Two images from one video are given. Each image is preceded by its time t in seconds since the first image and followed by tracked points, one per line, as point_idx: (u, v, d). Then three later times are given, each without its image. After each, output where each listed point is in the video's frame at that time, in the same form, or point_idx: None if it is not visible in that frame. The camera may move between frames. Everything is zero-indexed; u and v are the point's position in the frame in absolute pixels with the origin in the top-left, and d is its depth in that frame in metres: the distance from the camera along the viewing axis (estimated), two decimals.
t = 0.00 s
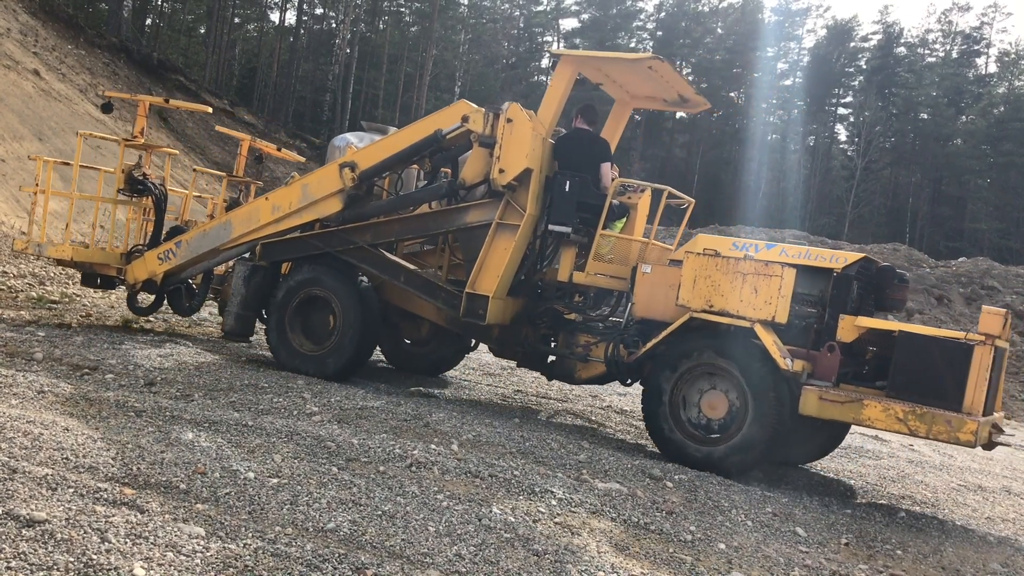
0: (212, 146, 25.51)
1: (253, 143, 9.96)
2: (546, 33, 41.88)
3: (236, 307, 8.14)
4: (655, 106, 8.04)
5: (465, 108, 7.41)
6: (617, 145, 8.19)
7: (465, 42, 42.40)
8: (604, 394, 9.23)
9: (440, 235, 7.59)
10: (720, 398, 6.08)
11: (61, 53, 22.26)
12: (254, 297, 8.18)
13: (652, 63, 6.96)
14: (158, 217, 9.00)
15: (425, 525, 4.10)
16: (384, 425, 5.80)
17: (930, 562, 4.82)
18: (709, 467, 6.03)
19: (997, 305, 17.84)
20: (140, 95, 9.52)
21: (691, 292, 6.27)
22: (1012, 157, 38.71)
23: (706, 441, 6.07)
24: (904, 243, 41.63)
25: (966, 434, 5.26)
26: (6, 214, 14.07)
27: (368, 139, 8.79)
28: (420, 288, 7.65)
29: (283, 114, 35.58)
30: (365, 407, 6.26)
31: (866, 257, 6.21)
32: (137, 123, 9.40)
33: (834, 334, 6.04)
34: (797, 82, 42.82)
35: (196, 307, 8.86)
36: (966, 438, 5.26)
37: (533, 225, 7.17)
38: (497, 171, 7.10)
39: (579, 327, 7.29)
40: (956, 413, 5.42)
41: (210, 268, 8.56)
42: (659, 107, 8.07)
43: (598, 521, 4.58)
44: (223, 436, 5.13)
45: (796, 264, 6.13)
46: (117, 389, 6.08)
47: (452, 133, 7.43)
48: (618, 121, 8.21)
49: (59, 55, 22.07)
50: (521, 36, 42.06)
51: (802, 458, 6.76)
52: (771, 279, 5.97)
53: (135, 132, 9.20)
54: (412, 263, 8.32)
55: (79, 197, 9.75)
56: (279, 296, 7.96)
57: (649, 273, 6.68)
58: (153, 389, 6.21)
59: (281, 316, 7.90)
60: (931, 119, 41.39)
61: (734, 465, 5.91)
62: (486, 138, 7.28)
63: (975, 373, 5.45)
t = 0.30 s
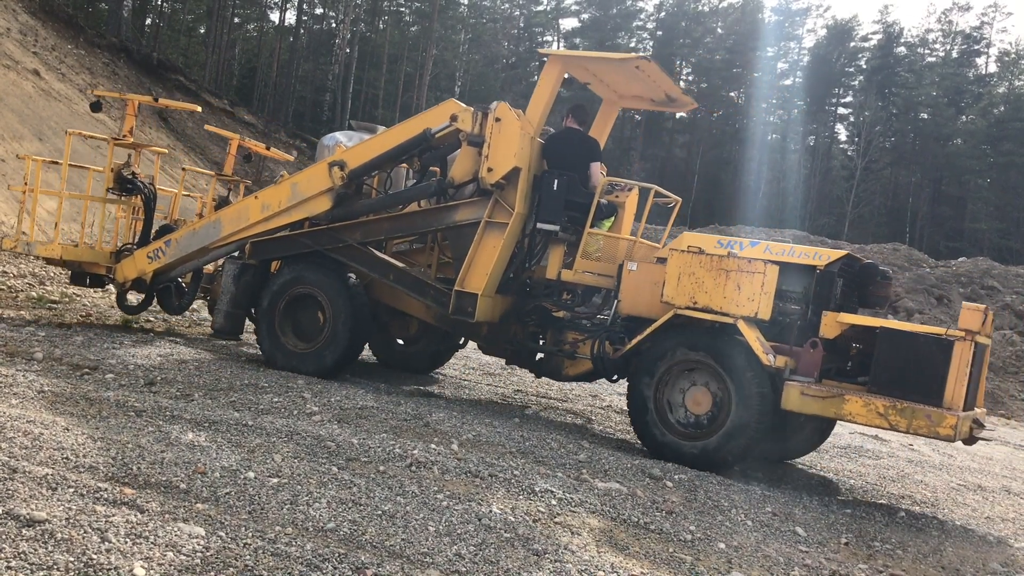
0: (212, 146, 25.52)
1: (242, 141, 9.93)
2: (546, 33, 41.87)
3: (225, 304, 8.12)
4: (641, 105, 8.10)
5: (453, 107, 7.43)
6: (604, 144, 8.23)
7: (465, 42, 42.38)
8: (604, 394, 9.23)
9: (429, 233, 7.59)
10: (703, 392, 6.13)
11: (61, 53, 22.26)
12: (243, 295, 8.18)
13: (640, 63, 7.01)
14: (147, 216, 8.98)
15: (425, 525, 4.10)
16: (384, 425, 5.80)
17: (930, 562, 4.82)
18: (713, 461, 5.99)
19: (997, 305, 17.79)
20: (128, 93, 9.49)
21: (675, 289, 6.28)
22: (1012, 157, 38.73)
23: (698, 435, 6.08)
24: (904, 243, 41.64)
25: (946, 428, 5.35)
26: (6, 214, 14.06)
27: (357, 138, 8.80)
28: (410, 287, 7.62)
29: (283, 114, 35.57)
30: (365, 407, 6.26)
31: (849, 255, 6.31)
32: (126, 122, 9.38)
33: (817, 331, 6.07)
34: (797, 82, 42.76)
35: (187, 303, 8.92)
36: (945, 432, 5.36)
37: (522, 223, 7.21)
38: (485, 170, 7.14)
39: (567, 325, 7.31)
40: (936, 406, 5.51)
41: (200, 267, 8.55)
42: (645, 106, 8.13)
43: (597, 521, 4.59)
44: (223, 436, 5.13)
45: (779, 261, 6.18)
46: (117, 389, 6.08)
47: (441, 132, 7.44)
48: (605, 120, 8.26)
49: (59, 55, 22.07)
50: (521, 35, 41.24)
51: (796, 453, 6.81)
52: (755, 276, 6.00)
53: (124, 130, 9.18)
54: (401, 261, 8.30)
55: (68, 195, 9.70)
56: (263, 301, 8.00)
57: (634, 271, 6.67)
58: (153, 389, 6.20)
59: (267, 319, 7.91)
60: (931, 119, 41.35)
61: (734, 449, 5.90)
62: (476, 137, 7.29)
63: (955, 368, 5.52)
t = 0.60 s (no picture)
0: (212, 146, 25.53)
1: (233, 140, 9.94)
2: (546, 32, 41.94)
3: (215, 303, 8.18)
4: (629, 103, 8.12)
5: (440, 107, 7.39)
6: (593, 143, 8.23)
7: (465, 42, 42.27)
8: (603, 394, 9.22)
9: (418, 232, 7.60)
10: (687, 390, 6.16)
11: (61, 53, 22.27)
12: (232, 293, 8.23)
13: (624, 63, 7.03)
14: (139, 214, 8.99)
15: (425, 525, 4.10)
16: (384, 425, 5.80)
17: (931, 562, 4.81)
18: (712, 454, 5.98)
19: (997, 305, 17.76)
20: (120, 92, 9.51)
21: (659, 289, 6.28)
22: (1012, 157, 38.76)
23: (688, 431, 6.09)
24: (904, 243, 41.65)
25: (926, 428, 5.38)
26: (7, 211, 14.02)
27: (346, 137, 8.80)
28: (397, 285, 7.63)
29: (283, 114, 35.56)
30: (365, 406, 6.26)
31: (832, 254, 6.35)
32: (117, 121, 9.40)
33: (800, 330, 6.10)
34: (797, 82, 42.68)
35: (178, 301, 9.09)
36: (926, 431, 5.38)
37: (508, 221, 7.20)
38: (471, 169, 7.12)
39: (553, 323, 7.40)
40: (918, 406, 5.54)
41: (191, 264, 8.53)
42: (633, 104, 8.16)
43: (597, 520, 4.60)
44: (223, 436, 5.13)
45: (763, 261, 6.18)
46: (117, 389, 6.08)
47: (428, 132, 7.41)
48: (593, 119, 8.25)
49: (59, 55, 22.07)
50: (521, 35, 41.87)
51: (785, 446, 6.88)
52: (736, 276, 5.99)
53: (115, 129, 9.19)
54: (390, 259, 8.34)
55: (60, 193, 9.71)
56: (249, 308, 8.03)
57: (621, 269, 6.69)
58: (153, 389, 6.20)
59: (256, 323, 7.93)
60: (931, 119, 41.29)
61: (729, 437, 5.90)
62: (462, 136, 7.29)
63: (936, 368, 5.57)
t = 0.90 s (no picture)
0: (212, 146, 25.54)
1: (224, 138, 9.94)
2: (546, 32, 41.92)
3: (205, 300, 8.14)
4: (618, 102, 8.15)
5: (429, 105, 7.41)
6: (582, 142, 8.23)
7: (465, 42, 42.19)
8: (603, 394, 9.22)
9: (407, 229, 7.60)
10: (672, 385, 6.21)
11: (61, 52, 22.28)
12: (222, 291, 8.18)
13: (612, 62, 7.06)
14: (129, 212, 8.98)
15: (425, 525, 4.10)
16: (384, 425, 5.80)
17: (931, 562, 4.82)
18: (707, 442, 6.01)
19: (997, 305, 17.75)
20: (110, 91, 9.51)
21: (646, 286, 6.30)
22: (1012, 157, 38.77)
23: (679, 424, 6.12)
24: (904, 243, 41.62)
25: (909, 424, 5.47)
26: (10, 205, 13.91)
27: (336, 135, 8.78)
28: (387, 283, 7.64)
29: (283, 114, 35.56)
30: (365, 407, 6.26)
31: (819, 252, 6.36)
32: (107, 119, 9.40)
33: (784, 327, 6.21)
34: (797, 82, 42.63)
35: (169, 298, 8.95)
36: (909, 428, 5.47)
37: (497, 220, 7.24)
38: (460, 168, 7.15)
39: (543, 321, 7.41)
40: (902, 403, 5.62)
41: (181, 263, 8.52)
42: (622, 103, 8.19)
43: (598, 521, 4.60)
44: (222, 436, 5.13)
45: (751, 259, 6.16)
46: (117, 389, 6.07)
47: (417, 130, 7.44)
48: (582, 118, 8.26)
49: (59, 55, 22.07)
50: (521, 35, 42.61)
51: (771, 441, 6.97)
52: (721, 274, 6.04)
53: (106, 127, 9.19)
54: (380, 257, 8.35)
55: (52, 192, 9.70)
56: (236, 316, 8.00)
57: (608, 268, 6.68)
58: (154, 389, 6.20)
59: (246, 328, 7.90)
60: (931, 119, 41.26)
61: (720, 421, 5.97)
62: (450, 135, 7.31)
63: (919, 364, 5.66)
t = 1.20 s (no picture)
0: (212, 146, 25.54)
1: (215, 136, 9.95)
2: (546, 32, 41.91)
3: (196, 297, 8.14)
4: (608, 101, 8.16)
5: (419, 104, 7.42)
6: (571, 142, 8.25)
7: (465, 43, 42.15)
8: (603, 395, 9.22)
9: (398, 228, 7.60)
10: (658, 382, 6.24)
11: (61, 52, 22.29)
12: (213, 289, 8.20)
13: (601, 61, 7.07)
14: (120, 210, 8.97)
15: (425, 525, 4.10)
16: (384, 426, 5.80)
17: (930, 562, 4.81)
18: (701, 428, 6.00)
19: (997, 305, 17.75)
20: (101, 89, 9.52)
21: (633, 285, 6.36)
22: (1012, 158, 38.79)
23: (670, 418, 6.12)
24: (904, 243, 41.59)
25: (892, 422, 5.49)
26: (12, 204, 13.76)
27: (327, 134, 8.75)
28: (377, 281, 7.67)
29: (283, 114, 35.58)
30: (365, 407, 6.26)
31: (804, 251, 6.44)
32: (98, 117, 9.41)
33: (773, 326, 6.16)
34: (797, 82, 42.65)
35: (161, 296, 8.79)
36: (892, 426, 5.49)
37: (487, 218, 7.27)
38: (450, 167, 7.17)
39: (532, 318, 7.46)
40: (885, 402, 5.65)
41: (172, 260, 8.54)
42: (612, 102, 8.20)
43: (598, 521, 4.60)
44: (222, 436, 5.13)
45: (736, 257, 6.20)
46: (117, 389, 6.07)
47: (407, 129, 7.44)
48: (572, 118, 8.28)
49: (59, 55, 22.07)
50: (521, 35, 42.34)
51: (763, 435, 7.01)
52: (708, 272, 6.10)
53: (98, 125, 9.20)
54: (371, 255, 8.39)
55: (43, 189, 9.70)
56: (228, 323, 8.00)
57: (596, 266, 6.73)
58: (154, 389, 6.20)
59: (238, 333, 7.90)
60: (931, 119, 41.27)
61: (709, 405, 5.97)
62: (440, 134, 7.32)
63: (903, 362, 5.67)
